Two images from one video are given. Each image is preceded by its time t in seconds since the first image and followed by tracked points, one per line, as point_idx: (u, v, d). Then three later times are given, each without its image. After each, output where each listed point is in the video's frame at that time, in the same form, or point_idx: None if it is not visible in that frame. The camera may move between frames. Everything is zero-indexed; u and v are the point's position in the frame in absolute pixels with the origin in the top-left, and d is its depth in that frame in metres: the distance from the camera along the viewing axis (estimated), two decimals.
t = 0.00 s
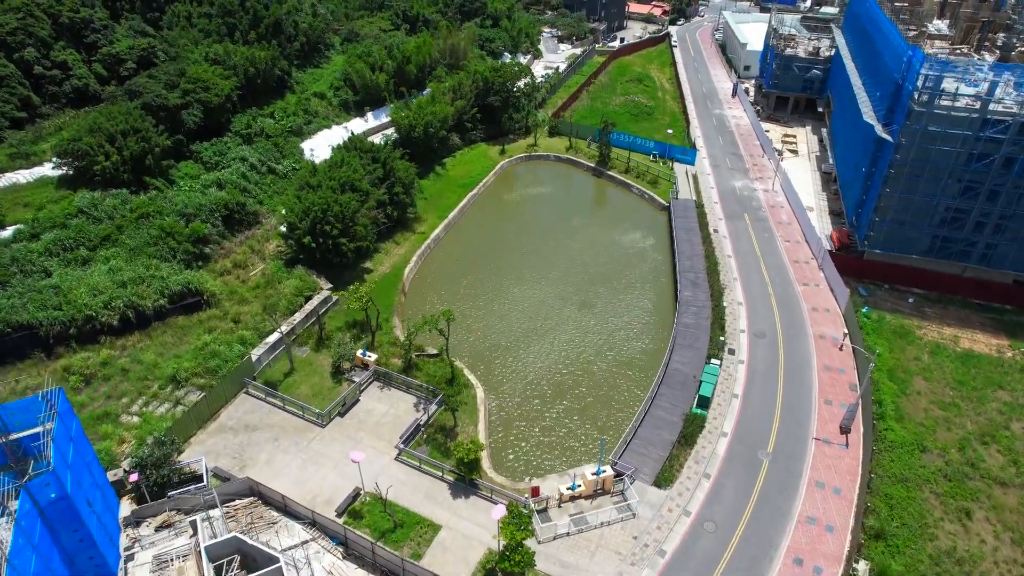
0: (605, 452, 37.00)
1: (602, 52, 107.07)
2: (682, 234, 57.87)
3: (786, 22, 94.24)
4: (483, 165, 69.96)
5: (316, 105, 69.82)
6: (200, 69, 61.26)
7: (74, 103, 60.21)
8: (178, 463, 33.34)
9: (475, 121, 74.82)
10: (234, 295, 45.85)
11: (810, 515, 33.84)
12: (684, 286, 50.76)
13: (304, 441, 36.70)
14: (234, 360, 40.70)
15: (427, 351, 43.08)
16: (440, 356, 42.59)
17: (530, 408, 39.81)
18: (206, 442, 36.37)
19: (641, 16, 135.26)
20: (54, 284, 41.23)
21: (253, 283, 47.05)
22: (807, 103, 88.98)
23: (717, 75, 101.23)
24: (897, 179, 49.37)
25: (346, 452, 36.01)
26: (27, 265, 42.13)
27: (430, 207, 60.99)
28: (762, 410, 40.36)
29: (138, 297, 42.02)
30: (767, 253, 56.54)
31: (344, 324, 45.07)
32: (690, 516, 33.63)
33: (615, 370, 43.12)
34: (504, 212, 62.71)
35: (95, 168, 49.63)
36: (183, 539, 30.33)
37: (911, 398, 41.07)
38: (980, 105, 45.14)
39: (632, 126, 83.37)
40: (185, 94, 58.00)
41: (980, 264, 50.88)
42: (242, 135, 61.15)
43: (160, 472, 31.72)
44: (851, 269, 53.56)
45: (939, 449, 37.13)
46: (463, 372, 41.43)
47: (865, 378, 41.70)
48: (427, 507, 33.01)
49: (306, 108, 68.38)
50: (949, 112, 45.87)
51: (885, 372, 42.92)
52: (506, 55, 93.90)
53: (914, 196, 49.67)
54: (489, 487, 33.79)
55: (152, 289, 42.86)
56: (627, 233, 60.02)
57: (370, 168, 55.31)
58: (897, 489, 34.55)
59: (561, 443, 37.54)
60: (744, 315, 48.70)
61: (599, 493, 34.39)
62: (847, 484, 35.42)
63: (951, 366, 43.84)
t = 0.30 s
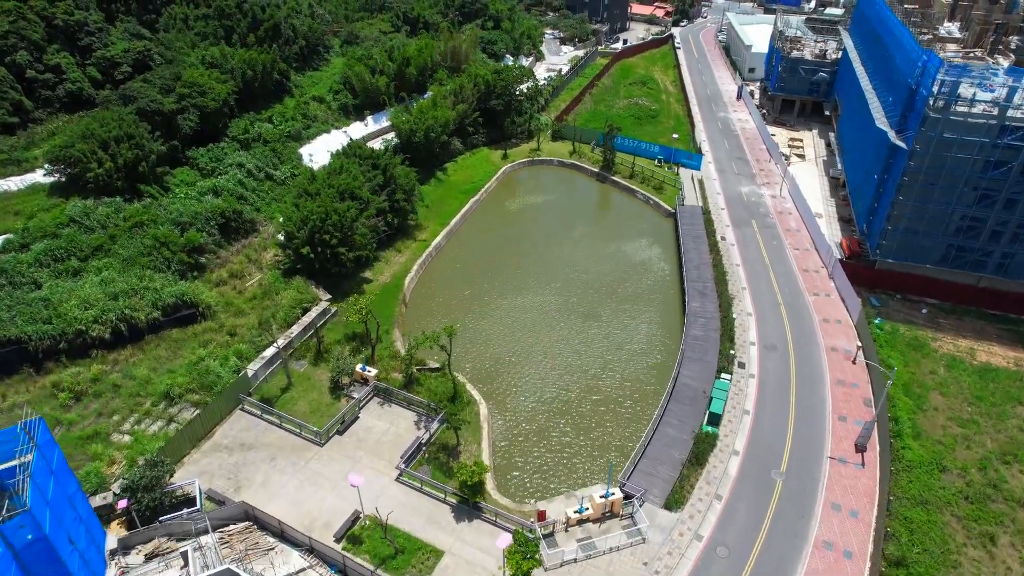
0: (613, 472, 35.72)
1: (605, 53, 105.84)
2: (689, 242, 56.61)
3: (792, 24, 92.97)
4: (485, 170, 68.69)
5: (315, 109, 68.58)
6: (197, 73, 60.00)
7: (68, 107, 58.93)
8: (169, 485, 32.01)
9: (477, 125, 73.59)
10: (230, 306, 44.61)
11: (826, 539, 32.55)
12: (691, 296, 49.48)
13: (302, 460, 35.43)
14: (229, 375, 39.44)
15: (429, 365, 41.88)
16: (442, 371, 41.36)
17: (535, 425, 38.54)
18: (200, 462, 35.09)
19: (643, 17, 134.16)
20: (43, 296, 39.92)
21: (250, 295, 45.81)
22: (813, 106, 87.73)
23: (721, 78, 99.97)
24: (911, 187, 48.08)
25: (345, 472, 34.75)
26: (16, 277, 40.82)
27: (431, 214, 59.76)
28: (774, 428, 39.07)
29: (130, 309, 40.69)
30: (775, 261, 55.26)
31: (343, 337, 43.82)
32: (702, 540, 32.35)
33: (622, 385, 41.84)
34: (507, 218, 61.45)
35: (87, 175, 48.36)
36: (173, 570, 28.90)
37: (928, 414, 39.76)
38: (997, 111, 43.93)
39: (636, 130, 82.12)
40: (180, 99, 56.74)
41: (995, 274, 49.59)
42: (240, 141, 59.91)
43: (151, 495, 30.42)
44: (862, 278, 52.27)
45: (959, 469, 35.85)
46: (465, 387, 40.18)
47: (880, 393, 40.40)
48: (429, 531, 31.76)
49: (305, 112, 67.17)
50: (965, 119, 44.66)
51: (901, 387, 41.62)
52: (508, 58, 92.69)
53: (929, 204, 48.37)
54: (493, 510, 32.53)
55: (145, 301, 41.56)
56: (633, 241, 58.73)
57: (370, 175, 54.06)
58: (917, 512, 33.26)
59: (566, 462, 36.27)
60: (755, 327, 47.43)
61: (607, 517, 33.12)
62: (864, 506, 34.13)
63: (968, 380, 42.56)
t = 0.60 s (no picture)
0: (622, 493, 34.42)
1: (607, 55, 104.51)
2: (696, 249, 55.34)
3: (797, 25, 91.64)
4: (486, 174, 67.38)
5: (314, 112, 67.34)
6: (192, 75, 58.69)
7: (61, 111, 57.62)
8: (160, 508, 30.51)
9: (479, 128, 72.28)
10: (225, 317, 43.33)
11: (845, 564, 31.24)
12: (700, 306, 48.18)
13: (299, 480, 34.12)
14: (223, 389, 38.13)
15: (430, 378, 40.63)
16: (444, 385, 40.11)
17: (541, 442, 37.24)
18: (193, 482, 33.77)
19: (646, 18, 132.94)
20: (31, 308, 38.57)
21: (246, 305, 44.54)
22: (819, 108, 86.44)
23: (726, 79, 98.70)
24: (927, 194, 46.74)
25: (343, 493, 33.45)
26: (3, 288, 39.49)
27: (432, 220, 58.50)
28: (787, 445, 37.77)
29: (122, 322, 39.31)
30: (785, 269, 53.98)
31: (342, 349, 42.55)
32: (715, 565, 31.03)
33: (631, 400, 40.53)
34: (509, 224, 60.11)
35: (79, 182, 47.05)
36: None
37: (947, 430, 38.45)
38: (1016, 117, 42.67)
39: (640, 133, 80.84)
40: (176, 103, 55.45)
41: (1011, 283, 48.32)
42: (236, 145, 58.63)
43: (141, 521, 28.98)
44: (875, 287, 50.98)
45: (981, 490, 34.57)
46: (468, 402, 38.91)
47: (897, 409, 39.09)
48: (431, 556, 30.47)
49: (303, 115, 65.83)
50: (982, 124, 43.40)
51: (918, 401, 40.32)
52: (510, 59, 91.41)
53: (944, 212, 47.04)
54: (498, 533, 31.24)
55: (137, 313, 40.20)
56: (639, 247, 57.40)
57: (369, 180, 52.79)
58: (938, 535, 31.97)
59: (573, 482, 34.99)
60: (765, 338, 46.15)
61: (616, 540, 31.86)
62: (883, 529, 32.81)
63: (986, 394, 41.27)
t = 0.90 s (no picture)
0: (632, 517, 33.14)
1: (610, 57, 103.30)
2: (703, 257, 54.05)
3: (803, 26, 90.35)
4: (489, 179, 66.11)
5: (313, 116, 66.10)
6: (188, 79, 57.45)
7: (54, 115, 56.34)
8: (151, 535, 29.27)
9: (481, 132, 71.03)
10: (221, 330, 42.07)
11: None
12: (709, 317, 46.90)
13: (296, 502, 32.84)
14: (219, 406, 36.84)
15: (432, 393, 39.38)
16: (446, 401, 38.85)
17: (547, 463, 35.98)
18: (186, 504, 32.47)
19: (648, 19, 131.72)
20: (19, 322, 37.23)
21: (242, 317, 43.28)
22: (826, 111, 85.18)
23: (730, 82, 97.45)
24: (942, 202, 45.50)
25: (343, 516, 32.15)
26: None
27: (433, 227, 57.24)
28: (801, 464, 36.52)
29: (114, 336, 37.95)
30: (794, 278, 52.70)
31: (341, 363, 41.31)
32: None
33: (640, 418, 39.25)
34: (513, 231, 58.81)
35: (71, 189, 45.77)
36: None
37: (967, 448, 37.18)
38: None
39: (644, 136, 79.59)
40: (171, 108, 54.17)
41: None
42: (233, 151, 57.37)
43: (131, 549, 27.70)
44: (888, 297, 49.70)
45: (1005, 513, 33.31)
46: (471, 420, 37.63)
47: (915, 426, 37.81)
48: None
49: (302, 120, 64.60)
50: (1000, 131, 42.23)
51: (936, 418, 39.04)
52: (512, 61, 90.16)
53: (961, 221, 45.78)
54: (504, 560, 29.96)
55: (130, 326, 38.88)
56: (645, 256, 56.11)
57: (369, 187, 51.53)
58: (962, 562, 30.70)
59: (580, 504, 33.74)
60: (776, 350, 44.89)
61: (627, 566, 30.55)
62: (904, 554, 31.53)
63: (1006, 410, 40.01)
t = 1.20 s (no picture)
0: (643, 543, 31.81)
1: (613, 59, 101.97)
2: (712, 266, 52.68)
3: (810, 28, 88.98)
4: (491, 185, 64.76)
5: (312, 120, 64.74)
6: (184, 83, 56.13)
7: (47, 120, 55.03)
8: (139, 566, 27.90)
9: (484, 136, 69.66)
10: (216, 344, 40.74)
11: None
12: (719, 329, 45.53)
13: (293, 528, 31.47)
14: (213, 425, 35.47)
15: (434, 410, 38.07)
16: (449, 418, 37.53)
17: (555, 485, 34.70)
18: (178, 530, 31.09)
19: (651, 20, 130.35)
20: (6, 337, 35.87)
21: (238, 330, 41.96)
22: (832, 114, 83.85)
23: (735, 84, 96.08)
24: (961, 211, 44.11)
25: (342, 543, 30.76)
26: None
27: (435, 234, 55.88)
28: (818, 485, 35.17)
29: (105, 351, 36.56)
30: (805, 288, 51.35)
31: (340, 379, 39.97)
32: None
33: (650, 437, 37.92)
34: (516, 238, 57.47)
35: (63, 197, 44.45)
36: None
37: (990, 469, 35.83)
38: None
39: (649, 140, 78.24)
40: (166, 113, 52.85)
41: None
42: (230, 157, 56.06)
43: None
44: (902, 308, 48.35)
45: None
46: (475, 439, 36.27)
47: (935, 446, 36.45)
48: None
49: (301, 124, 63.24)
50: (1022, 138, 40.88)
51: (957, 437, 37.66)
52: (514, 64, 88.81)
53: (979, 230, 44.42)
54: None
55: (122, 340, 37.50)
56: (652, 265, 54.78)
57: (370, 195, 50.21)
58: None
59: (589, 529, 32.44)
60: (788, 364, 43.54)
61: None
62: None
63: None
